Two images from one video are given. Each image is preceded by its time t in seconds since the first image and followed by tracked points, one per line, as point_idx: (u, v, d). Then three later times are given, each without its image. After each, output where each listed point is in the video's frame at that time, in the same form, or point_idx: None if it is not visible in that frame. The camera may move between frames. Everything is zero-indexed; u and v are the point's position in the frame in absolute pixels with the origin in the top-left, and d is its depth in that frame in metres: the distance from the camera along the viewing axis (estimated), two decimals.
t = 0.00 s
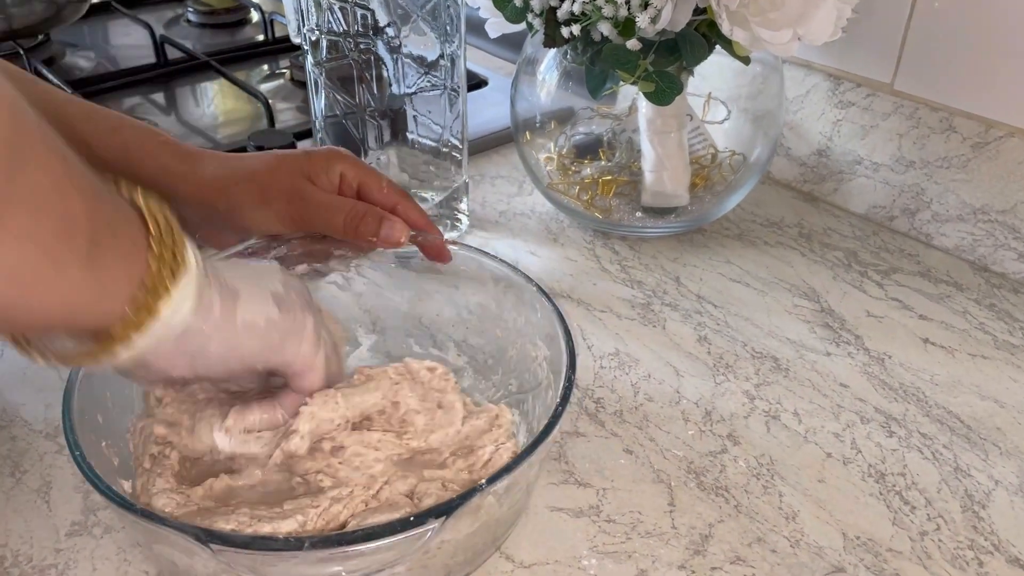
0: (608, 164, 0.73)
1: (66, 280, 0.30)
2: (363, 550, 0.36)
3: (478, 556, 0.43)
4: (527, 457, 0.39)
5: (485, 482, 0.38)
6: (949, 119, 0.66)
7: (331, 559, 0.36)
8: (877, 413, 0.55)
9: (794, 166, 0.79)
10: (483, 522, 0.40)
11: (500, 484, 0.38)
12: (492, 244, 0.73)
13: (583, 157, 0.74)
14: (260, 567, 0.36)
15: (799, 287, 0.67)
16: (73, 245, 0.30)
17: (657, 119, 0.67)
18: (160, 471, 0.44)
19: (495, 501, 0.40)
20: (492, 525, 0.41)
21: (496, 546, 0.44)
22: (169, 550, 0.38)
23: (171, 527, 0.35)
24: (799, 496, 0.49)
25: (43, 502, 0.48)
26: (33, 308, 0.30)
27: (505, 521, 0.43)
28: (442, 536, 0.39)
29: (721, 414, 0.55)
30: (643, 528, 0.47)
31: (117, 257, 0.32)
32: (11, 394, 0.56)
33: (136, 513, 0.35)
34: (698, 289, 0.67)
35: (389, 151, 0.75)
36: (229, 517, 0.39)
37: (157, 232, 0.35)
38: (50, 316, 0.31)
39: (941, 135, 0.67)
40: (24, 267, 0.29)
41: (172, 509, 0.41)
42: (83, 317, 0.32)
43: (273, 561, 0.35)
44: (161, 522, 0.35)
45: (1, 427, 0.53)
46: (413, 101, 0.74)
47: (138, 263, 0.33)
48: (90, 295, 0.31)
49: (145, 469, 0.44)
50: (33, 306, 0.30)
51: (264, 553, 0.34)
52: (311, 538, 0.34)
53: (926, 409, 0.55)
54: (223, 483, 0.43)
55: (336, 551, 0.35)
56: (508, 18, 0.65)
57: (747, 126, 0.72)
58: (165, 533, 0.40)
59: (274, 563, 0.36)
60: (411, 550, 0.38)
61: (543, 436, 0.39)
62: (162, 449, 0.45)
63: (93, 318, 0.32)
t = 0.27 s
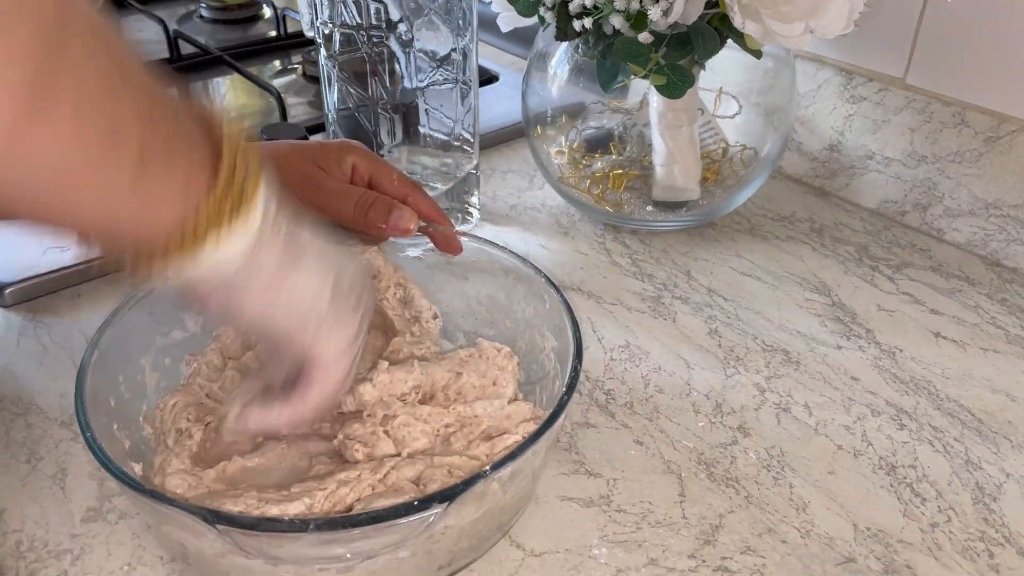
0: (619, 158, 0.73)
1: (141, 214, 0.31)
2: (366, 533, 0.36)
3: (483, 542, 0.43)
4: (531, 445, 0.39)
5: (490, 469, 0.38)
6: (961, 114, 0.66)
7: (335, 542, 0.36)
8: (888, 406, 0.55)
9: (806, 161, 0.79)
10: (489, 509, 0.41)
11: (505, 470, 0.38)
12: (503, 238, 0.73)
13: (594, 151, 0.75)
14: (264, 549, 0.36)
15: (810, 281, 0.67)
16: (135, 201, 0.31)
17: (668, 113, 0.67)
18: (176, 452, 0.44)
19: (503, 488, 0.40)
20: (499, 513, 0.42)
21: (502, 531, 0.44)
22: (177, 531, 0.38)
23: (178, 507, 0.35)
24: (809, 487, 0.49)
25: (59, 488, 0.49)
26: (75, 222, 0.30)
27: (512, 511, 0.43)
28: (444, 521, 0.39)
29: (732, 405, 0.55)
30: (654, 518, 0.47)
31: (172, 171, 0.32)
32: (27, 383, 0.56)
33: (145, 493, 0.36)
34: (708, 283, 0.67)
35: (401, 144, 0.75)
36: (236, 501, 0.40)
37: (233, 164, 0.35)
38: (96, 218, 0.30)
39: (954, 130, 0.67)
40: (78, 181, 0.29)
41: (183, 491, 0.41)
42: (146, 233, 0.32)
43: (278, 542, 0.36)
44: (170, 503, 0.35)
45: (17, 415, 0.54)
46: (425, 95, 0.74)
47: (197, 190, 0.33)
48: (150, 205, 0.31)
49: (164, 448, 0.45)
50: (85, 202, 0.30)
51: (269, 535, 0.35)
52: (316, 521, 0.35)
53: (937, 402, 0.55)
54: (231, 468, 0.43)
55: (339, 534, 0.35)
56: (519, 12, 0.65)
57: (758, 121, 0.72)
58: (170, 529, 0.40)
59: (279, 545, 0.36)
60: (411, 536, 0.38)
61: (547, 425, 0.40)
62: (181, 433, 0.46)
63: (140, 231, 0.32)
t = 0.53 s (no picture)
0: (624, 152, 0.74)
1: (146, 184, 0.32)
2: (377, 511, 0.37)
3: (493, 523, 0.44)
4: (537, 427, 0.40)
5: (497, 448, 0.39)
6: (964, 109, 0.67)
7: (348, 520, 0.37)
8: (888, 396, 0.55)
9: (810, 156, 0.80)
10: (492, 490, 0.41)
11: (511, 450, 0.40)
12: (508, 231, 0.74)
13: (600, 146, 0.75)
14: (280, 526, 0.38)
15: (813, 274, 0.68)
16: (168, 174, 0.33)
17: (673, 107, 0.68)
18: (190, 435, 0.45)
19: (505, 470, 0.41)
20: (502, 495, 0.42)
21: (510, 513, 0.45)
22: (192, 510, 0.40)
23: (195, 486, 0.36)
24: (809, 474, 0.49)
25: (72, 471, 0.49)
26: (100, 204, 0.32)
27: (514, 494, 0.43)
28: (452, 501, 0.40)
29: (733, 395, 0.55)
30: (656, 503, 0.47)
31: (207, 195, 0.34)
32: (41, 370, 0.57)
33: (164, 473, 0.37)
34: (712, 275, 0.68)
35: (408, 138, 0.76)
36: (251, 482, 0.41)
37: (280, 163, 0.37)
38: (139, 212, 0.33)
39: (956, 125, 0.67)
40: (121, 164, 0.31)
41: (196, 471, 0.42)
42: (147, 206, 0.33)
43: (292, 520, 0.37)
44: (187, 482, 0.37)
45: (31, 401, 0.55)
46: (432, 90, 0.75)
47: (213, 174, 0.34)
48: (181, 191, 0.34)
49: (179, 429, 0.47)
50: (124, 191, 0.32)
51: (283, 512, 0.36)
52: (328, 499, 0.36)
53: (937, 393, 0.56)
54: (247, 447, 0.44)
55: (352, 511, 0.36)
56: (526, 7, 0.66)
57: (762, 116, 0.73)
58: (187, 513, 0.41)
59: (294, 522, 0.37)
60: (422, 514, 0.39)
61: (554, 407, 0.41)
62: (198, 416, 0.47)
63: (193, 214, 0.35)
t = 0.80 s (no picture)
0: (631, 146, 0.74)
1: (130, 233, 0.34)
2: (391, 495, 0.38)
3: (505, 506, 0.45)
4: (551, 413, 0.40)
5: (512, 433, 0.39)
6: (970, 103, 0.67)
7: (363, 502, 0.38)
8: (895, 387, 0.56)
9: (816, 151, 0.80)
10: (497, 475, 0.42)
11: (524, 436, 0.40)
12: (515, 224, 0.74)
13: (607, 140, 0.76)
14: (296, 508, 0.38)
15: (819, 267, 0.68)
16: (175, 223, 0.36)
17: (680, 101, 0.69)
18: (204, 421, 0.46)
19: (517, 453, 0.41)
20: (508, 480, 0.43)
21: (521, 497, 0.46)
22: (207, 493, 0.40)
23: (211, 468, 0.37)
24: (816, 462, 0.50)
25: (85, 458, 0.50)
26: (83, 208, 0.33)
27: (520, 479, 0.44)
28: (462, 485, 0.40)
29: (740, 385, 0.56)
30: (663, 490, 0.48)
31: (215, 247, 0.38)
32: (54, 359, 0.58)
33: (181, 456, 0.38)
34: (718, 268, 0.68)
35: (418, 132, 0.76)
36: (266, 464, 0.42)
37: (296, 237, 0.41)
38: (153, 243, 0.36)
39: (963, 119, 0.68)
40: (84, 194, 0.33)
41: (207, 454, 0.43)
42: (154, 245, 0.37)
43: (309, 503, 0.38)
44: (205, 465, 0.37)
45: (44, 389, 0.55)
46: (442, 84, 0.75)
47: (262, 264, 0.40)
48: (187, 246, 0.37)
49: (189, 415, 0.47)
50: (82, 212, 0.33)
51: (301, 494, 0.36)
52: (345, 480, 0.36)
53: (944, 383, 0.56)
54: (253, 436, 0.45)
55: (367, 494, 0.37)
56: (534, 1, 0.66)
57: (769, 110, 0.73)
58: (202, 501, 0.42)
59: (310, 505, 0.38)
60: (435, 498, 0.40)
61: (565, 392, 0.41)
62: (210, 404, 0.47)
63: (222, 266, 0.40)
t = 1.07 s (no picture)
0: (628, 147, 0.74)
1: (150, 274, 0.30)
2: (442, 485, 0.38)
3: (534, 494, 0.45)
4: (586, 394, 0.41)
5: (553, 414, 0.40)
6: (966, 104, 0.67)
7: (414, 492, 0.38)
8: (889, 388, 0.56)
9: (813, 153, 0.80)
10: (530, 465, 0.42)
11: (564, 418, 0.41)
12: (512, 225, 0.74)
13: (604, 141, 0.76)
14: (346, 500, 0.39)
15: (815, 268, 0.68)
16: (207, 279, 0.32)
17: (677, 103, 0.69)
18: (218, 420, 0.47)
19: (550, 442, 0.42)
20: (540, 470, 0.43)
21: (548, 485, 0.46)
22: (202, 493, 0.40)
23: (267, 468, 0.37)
24: (810, 463, 0.50)
25: (80, 457, 0.50)
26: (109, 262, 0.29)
27: (541, 474, 0.44)
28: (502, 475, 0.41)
29: (735, 386, 0.56)
30: (657, 491, 0.48)
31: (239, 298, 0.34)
32: (50, 359, 0.58)
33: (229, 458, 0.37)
34: (715, 269, 0.68)
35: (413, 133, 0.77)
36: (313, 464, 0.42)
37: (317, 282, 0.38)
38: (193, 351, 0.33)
39: (959, 120, 0.68)
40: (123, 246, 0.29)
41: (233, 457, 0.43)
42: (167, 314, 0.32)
43: (361, 494, 0.38)
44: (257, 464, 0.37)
45: (41, 389, 0.55)
46: (438, 86, 0.75)
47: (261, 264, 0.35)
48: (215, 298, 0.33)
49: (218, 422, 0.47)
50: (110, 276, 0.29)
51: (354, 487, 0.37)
52: (401, 471, 0.37)
53: (938, 384, 0.56)
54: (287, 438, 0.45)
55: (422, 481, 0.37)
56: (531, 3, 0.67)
57: (765, 112, 0.73)
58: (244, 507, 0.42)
59: (363, 497, 0.38)
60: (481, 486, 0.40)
61: (597, 375, 0.42)
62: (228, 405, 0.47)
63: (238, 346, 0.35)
